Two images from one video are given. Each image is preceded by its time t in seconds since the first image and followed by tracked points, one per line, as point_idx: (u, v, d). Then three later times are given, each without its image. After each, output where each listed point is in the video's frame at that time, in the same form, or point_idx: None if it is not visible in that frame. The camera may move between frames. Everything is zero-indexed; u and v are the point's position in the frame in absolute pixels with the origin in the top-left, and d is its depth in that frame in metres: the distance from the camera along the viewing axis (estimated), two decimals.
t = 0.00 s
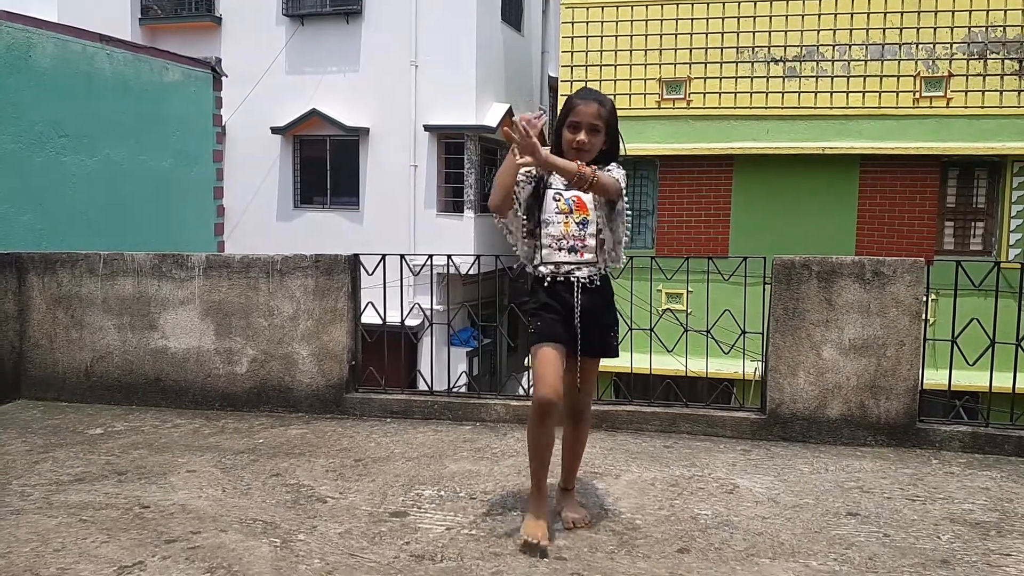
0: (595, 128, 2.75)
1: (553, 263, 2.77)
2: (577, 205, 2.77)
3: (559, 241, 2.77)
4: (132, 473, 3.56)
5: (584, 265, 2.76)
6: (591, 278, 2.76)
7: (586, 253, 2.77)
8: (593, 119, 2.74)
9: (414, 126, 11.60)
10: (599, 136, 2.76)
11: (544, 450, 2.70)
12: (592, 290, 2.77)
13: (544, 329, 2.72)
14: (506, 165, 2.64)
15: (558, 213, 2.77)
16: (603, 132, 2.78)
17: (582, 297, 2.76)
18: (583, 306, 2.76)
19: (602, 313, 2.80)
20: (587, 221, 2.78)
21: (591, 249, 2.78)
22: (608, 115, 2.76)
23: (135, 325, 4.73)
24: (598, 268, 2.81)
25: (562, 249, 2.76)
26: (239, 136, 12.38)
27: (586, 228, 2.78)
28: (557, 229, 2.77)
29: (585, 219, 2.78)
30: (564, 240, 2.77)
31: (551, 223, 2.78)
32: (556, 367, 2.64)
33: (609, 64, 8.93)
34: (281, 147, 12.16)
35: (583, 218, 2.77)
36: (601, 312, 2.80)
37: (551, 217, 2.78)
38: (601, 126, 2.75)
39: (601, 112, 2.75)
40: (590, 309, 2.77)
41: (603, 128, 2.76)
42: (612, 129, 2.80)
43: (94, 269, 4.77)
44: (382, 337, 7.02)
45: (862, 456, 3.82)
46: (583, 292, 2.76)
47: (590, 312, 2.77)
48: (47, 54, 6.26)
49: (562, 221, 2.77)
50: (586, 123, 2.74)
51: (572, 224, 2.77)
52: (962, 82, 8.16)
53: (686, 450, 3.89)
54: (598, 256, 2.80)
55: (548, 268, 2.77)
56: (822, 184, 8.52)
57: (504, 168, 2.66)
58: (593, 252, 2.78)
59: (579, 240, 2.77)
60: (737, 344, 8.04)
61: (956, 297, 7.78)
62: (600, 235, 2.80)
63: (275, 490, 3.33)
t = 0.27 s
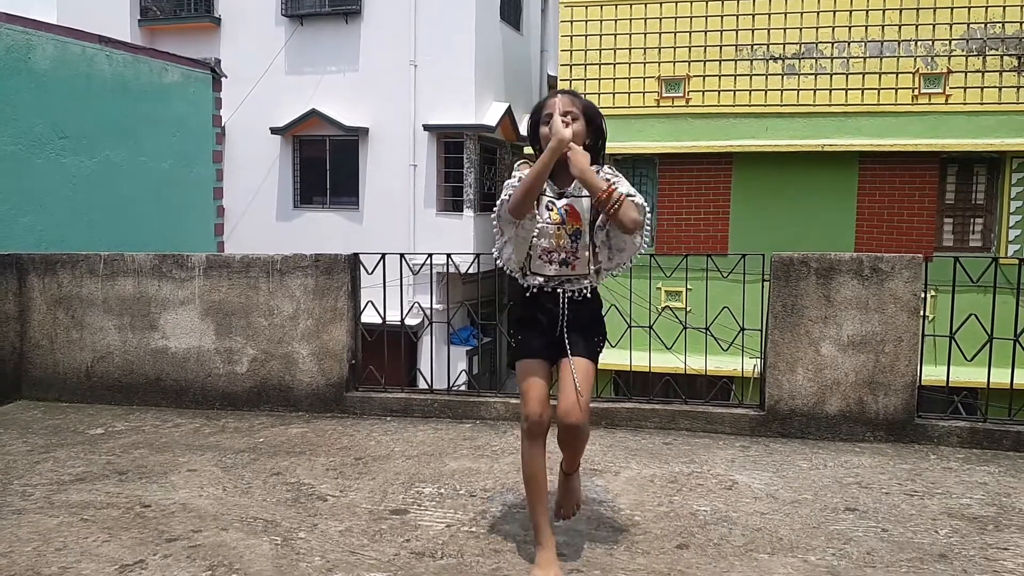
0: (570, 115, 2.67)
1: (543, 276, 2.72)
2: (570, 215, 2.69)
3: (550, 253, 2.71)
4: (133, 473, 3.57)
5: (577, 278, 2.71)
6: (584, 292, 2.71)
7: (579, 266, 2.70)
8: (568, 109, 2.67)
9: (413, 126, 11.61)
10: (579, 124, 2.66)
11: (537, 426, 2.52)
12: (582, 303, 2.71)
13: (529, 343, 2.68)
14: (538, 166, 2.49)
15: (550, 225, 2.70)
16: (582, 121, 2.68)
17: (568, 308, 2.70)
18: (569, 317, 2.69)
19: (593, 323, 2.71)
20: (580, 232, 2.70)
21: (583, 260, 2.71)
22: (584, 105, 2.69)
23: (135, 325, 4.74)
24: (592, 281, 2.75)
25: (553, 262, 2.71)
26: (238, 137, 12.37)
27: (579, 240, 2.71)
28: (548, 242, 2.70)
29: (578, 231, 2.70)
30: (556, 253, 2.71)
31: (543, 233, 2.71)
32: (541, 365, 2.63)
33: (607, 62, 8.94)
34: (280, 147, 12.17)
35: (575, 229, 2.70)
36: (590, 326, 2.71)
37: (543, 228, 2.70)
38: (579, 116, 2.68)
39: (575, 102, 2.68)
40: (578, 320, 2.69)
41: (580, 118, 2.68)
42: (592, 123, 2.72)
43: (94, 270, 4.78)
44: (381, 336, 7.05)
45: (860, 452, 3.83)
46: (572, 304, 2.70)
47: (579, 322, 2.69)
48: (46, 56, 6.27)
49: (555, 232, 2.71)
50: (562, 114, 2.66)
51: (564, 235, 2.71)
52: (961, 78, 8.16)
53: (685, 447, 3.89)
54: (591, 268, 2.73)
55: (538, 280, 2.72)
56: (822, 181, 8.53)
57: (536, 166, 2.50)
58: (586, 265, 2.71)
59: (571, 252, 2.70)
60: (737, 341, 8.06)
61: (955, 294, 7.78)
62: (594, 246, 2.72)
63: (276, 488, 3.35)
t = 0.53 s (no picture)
0: (570, 127, 2.59)
1: (549, 289, 2.59)
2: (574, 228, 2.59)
3: (557, 267, 2.59)
4: (138, 472, 3.59)
5: (581, 290, 2.62)
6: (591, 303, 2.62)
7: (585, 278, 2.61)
8: (567, 120, 2.58)
9: (415, 126, 11.63)
10: (576, 134, 2.59)
11: (546, 426, 2.45)
12: (583, 316, 2.64)
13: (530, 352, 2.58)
14: (560, 220, 2.37)
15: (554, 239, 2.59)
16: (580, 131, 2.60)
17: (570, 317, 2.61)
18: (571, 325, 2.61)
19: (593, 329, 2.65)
20: (585, 244, 2.61)
21: (587, 272, 2.62)
22: (581, 115, 2.61)
23: (139, 325, 4.76)
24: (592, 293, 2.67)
25: (559, 275, 2.59)
26: (240, 137, 12.43)
27: (584, 252, 2.62)
28: (555, 256, 2.58)
29: (583, 243, 2.61)
30: (562, 265, 2.59)
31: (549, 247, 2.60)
32: (547, 373, 2.54)
33: (609, 63, 8.95)
34: (282, 147, 12.19)
35: (581, 241, 2.60)
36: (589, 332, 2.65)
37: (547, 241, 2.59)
38: (577, 127, 2.59)
39: (572, 113, 2.61)
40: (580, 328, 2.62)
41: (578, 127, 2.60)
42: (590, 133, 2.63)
43: (98, 270, 4.81)
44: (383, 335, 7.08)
45: (862, 451, 3.84)
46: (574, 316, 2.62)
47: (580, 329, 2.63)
48: (49, 56, 6.29)
49: (560, 246, 2.60)
50: (560, 124, 2.58)
51: (569, 248, 2.60)
52: (962, 79, 8.17)
53: (687, 446, 3.91)
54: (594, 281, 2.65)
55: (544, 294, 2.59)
56: (823, 182, 8.54)
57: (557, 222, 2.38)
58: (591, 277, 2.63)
59: (575, 264, 2.60)
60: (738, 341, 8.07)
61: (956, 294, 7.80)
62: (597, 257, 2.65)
63: (279, 487, 3.36)
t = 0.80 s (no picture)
0: (575, 114, 2.78)
1: (547, 257, 2.75)
2: (573, 200, 2.76)
3: (554, 236, 2.75)
4: (138, 473, 3.60)
5: (581, 259, 2.75)
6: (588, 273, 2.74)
7: (582, 248, 2.75)
8: (573, 106, 2.78)
9: (414, 128, 11.65)
10: (581, 122, 2.78)
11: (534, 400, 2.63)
12: (583, 291, 2.75)
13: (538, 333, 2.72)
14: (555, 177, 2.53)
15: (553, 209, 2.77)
16: (584, 119, 2.80)
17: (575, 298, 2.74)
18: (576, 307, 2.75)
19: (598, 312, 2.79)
20: (582, 216, 2.77)
21: (585, 244, 2.77)
22: (587, 102, 2.80)
23: (139, 327, 4.77)
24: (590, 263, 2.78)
25: (557, 244, 2.75)
26: (238, 139, 12.45)
27: (581, 224, 2.77)
28: (553, 225, 2.75)
29: (580, 215, 2.77)
30: (560, 235, 2.75)
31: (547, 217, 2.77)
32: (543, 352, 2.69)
33: (607, 64, 8.98)
34: (281, 150, 12.21)
35: (579, 213, 2.77)
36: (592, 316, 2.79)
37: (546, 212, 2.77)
38: (582, 113, 2.79)
39: (579, 100, 2.79)
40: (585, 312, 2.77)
41: (582, 114, 2.80)
42: (593, 121, 2.83)
43: (98, 272, 4.82)
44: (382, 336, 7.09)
45: (859, 451, 3.86)
46: (575, 293, 2.74)
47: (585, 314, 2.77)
48: (47, 59, 6.31)
49: (558, 216, 2.77)
50: (566, 112, 2.78)
51: (567, 218, 2.77)
52: (960, 80, 8.20)
53: (685, 446, 3.92)
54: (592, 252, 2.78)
55: (541, 263, 2.75)
56: (822, 183, 8.55)
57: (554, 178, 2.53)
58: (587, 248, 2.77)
59: (573, 235, 2.75)
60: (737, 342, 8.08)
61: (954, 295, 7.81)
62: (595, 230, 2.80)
63: (279, 488, 3.38)
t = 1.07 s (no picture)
0: (573, 130, 2.83)
1: (542, 259, 2.87)
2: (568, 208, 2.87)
3: (550, 240, 2.86)
4: (137, 476, 3.60)
5: (573, 264, 2.86)
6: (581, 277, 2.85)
7: (575, 253, 2.86)
8: (571, 123, 2.82)
9: (412, 132, 11.67)
10: (578, 138, 2.83)
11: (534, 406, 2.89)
12: (578, 294, 2.87)
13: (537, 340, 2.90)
14: (585, 169, 2.71)
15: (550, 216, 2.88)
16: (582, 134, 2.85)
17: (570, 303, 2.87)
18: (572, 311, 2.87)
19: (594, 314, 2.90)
20: (576, 223, 2.87)
21: (580, 249, 2.87)
22: (585, 117, 2.85)
23: (137, 331, 4.77)
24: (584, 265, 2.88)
25: (553, 247, 2.85)
26: (236, 143, 12.47)
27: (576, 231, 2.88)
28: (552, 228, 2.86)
29: (575, 222, 2.88)
30: (557, 239, 2.86)
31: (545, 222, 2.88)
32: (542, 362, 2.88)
33: (605, 69, 9.01)
34: (280, 154, 12.22)
35: (574, 220, 2.87)
36: (589, 318, 2.89)
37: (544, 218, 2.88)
38: (581, 129, 2.84)
39: (577, 116, 2.84)
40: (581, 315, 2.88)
41: (580, 130, 2.84)
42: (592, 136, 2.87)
43: (97, 276, 4.83)
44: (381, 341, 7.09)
45: (856, 454, 3.87)
46: (570, 298, 2.87)
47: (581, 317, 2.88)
48: (46, 63, 6.32)
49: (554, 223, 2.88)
50: (565, 128, 2.82)
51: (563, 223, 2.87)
52: (956, 85, 8.23)
53: (683, 450, 3.93)
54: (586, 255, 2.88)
55: (535, 266, 2.87)
56: (819, 188, 8.58)
57: (585, 170, 2.70)
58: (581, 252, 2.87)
59: (568, 239, 2.86)
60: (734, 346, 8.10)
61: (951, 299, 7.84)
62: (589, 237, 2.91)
63: (278, 492, 3.38)
